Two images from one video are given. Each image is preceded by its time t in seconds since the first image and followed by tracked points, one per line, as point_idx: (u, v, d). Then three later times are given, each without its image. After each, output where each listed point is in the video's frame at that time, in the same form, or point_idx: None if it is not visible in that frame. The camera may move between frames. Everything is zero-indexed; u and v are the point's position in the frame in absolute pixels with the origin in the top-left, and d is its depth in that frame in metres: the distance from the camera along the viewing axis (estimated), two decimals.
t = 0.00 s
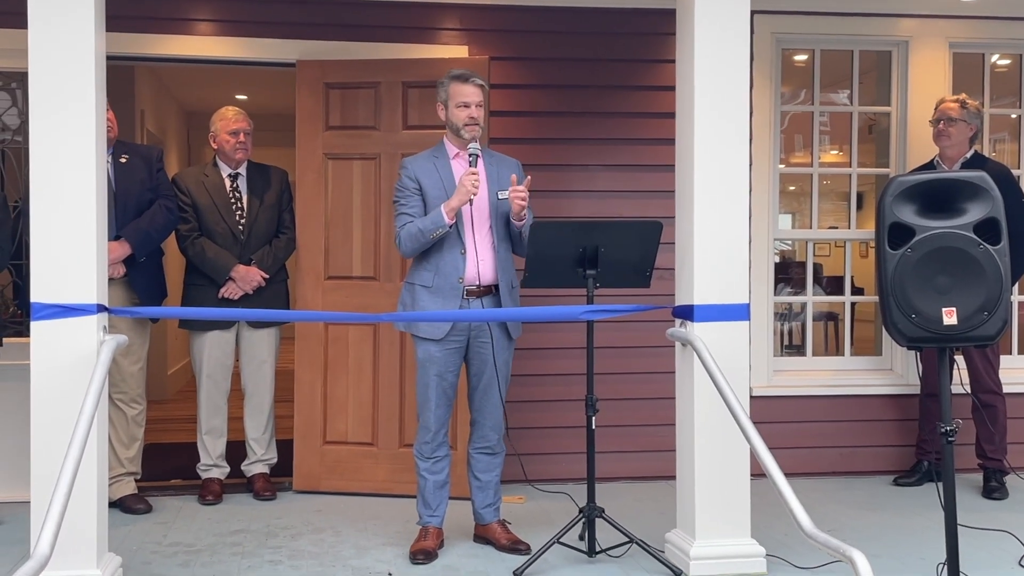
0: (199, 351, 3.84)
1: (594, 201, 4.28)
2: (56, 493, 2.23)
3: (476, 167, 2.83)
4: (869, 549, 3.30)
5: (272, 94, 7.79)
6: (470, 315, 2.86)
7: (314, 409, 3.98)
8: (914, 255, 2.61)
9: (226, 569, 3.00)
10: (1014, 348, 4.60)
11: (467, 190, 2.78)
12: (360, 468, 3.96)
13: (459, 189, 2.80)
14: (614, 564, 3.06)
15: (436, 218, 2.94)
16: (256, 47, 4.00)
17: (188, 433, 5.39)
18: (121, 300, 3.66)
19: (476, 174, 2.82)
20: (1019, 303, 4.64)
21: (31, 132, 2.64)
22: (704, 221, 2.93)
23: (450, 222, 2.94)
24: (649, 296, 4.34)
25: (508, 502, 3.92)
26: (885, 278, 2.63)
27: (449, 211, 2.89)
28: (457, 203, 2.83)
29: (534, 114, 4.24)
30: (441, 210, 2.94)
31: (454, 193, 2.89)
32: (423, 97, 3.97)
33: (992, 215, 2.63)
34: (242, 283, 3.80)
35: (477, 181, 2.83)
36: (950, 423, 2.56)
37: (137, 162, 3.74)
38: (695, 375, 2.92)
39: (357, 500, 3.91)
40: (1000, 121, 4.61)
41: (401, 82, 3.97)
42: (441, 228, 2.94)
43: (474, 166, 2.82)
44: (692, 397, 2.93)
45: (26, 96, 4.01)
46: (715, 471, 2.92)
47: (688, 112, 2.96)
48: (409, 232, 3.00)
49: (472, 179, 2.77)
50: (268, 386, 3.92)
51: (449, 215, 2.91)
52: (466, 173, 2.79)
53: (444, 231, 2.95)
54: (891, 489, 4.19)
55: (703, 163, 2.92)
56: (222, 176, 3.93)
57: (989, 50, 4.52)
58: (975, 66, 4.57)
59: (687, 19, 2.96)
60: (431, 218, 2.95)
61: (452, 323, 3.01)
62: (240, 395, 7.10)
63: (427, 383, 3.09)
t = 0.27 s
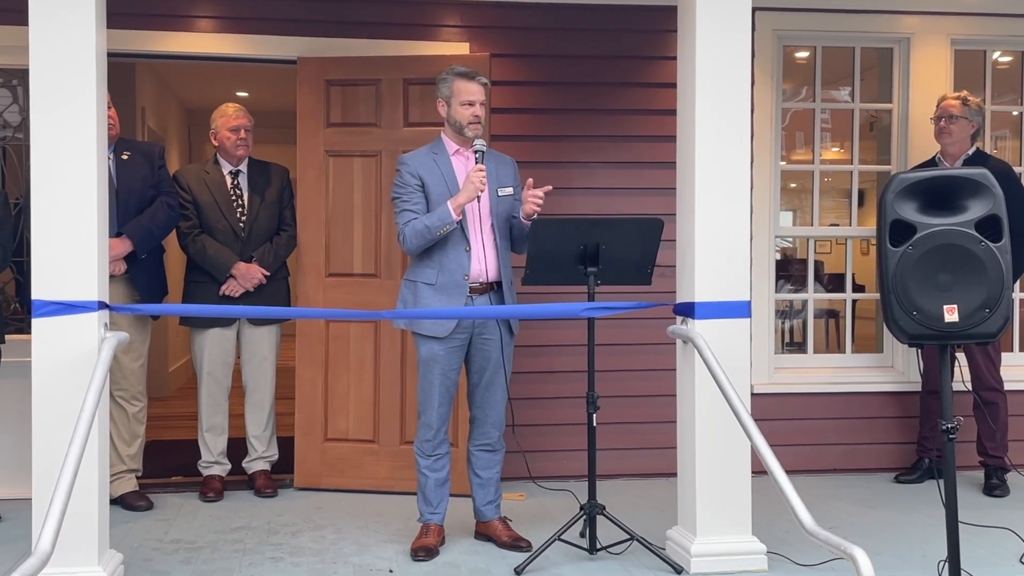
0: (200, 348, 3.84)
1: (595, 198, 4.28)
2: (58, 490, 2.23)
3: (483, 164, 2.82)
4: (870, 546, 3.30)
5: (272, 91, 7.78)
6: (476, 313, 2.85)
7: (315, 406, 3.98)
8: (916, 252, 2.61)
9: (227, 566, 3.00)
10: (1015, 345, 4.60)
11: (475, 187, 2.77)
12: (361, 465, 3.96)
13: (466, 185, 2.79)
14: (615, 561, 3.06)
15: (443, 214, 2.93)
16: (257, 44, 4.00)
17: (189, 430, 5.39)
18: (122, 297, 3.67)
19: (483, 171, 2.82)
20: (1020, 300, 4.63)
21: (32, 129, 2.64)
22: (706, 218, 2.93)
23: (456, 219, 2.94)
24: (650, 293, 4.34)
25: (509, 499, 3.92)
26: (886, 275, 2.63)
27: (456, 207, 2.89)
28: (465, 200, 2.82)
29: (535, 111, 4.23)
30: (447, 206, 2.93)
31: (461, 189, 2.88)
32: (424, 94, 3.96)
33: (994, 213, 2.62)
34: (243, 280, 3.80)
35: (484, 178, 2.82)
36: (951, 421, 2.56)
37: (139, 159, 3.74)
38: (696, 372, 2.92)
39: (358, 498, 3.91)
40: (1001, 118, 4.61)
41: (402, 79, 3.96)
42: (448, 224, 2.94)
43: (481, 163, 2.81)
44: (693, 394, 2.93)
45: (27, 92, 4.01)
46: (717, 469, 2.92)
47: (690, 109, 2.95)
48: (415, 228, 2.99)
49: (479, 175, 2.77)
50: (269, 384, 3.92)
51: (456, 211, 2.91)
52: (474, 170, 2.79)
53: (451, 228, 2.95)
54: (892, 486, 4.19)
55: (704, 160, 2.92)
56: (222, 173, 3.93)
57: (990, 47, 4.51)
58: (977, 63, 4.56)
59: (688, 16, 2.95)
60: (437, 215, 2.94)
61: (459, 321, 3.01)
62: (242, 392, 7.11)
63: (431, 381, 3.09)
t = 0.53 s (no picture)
0: (200, 346, 3.84)
1: (596, 196, 4.27)
2: (59, 487, 2.23)
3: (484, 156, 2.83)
4: (870, 544, 3.30)
5: (273, 88, 7.78)
6: (487, 310, 2.86)
7: (316, 403, 3.98)
8: (917, 250, 2.61)
9: (228, 563, 3.01)
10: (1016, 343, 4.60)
11: (479, 179, 2.78)
12: (362, 463, 3.96)
13: (470, 176, 2.79)
14: (616, 559, 3.06)
15: (449, 209, 2.91)
16: (257, 41, 3.99)
17: (190, 428, 5.39)
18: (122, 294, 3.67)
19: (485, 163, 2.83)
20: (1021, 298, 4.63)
21: (33, 127, 2.64)
22: (707, 216, 2.93)
23: (463, 212, 2.92)
24: (651, 291, 4.34)
25: (510, 497, 3.92)
26: (887, 272, 2.63)
27: (462, 200, 2.87)
28: (469, 191, 2.82)
29: (536, 109, 4.23)
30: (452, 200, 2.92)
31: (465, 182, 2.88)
32: (425, 91, 3.96)
33: (995, 210, 2.62)
34: (244, 278, 3.81)
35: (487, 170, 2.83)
36: (951, 418, 2.56)
37: (140, 156, 3.74)
38: (697, 370, 2.92)
39: (359, 495, 3.91)
40: (1002, 116, 4.60)
41: (402, 77, 3.96)
42: (455, 219, 2.92)
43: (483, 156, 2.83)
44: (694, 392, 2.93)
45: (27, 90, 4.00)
46: (718, 467, 2.92)
47: (691, 107, 2.95)
48: (421, 224, 2.97)
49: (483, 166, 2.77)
50: (270, 381, 3.92)
51: (462, 204, 2.89)
52: (477, 162, 2.79)
53: (457, 222, 2.93)
54: (892, 484, 4.19)
55: (705, 158, 2.92)
56: (223, 171, 3.93)
57: (992, 44, 4.50)
58: (978, 60, 4.56)
59: (689, 14, 2.95)
60: (443, 210, 2.93)
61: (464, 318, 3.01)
62: (242, 389, 7.11)
63: (434, 379, 3.09)
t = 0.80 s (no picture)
0: (201, 343, 3.84)
1: (597, 193, 4.27)
2: (60, 484, 2.23)
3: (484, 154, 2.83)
4: (871, 542, 3.30)
5: (273, 85, 7.77)
6: (489, 309, 2.86)
7: (317, 401, 3.98)
8: (919, 247, 2.61)
9: (229, 560, 3.01)
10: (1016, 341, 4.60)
11: (478, 177, 2.77)
12: (362, 461, 3.96)
13: (470, 174, 2.79)
14: (616, 556, 3.06)
15: (449, 207, 2.91)
16: (259, 39, 3.99)
17: (190, 426, 5.39)
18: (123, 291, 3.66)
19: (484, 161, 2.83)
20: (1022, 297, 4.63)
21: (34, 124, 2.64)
22: (708, 214, 2.92)
23: (463, 210, 2.91)
24: (652, 288, 4.34)
25: (510, 494, 3.93)
26: (889, 270, 2.63)
27: (461, 198, 2.86)
28: (469, 189, 2.81)
29: (537, 107, 4.22)
30: (452, 198, 2.91)
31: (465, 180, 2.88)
32: (426, 89, 3.96)
33: (996, 208, 2.62)
34: (245, 276, 3.80)
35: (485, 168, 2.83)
36: (953, 416, 2.56)
37: (141, 154, 3.74)
38: (698, 368, 2.92)
39: (360, 493, 3.92)
40: (1003, 114, 4.60)
41: (403, 74, 3.96)
42: (455, 216, 2.91)
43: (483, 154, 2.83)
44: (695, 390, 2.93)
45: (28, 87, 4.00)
46: (718, 465, 2.92)
47: (692, 105, 2.95)
48: (421, 223, 2.96)
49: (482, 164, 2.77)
50: (271, 379, 3.92)
51: (462, 202, 2.88)
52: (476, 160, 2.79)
53: (457, 220, 2.92)
54: (893, 482, 4.19)
55: (706, 156, 2.91)
56: (224, 168, 3.93)
57: (993, 43, 4.50)
58: (979, 58, 4.55)
59: (690, 12, 2.95)
60: (442, 207, 2.92)
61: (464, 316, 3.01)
62: (242, 388, 7.11)
63: (433, 377, 3.09)
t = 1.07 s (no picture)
0: (201, 341, 3.84)
1: (598, 191, 4.27)
2: (60, 482, 2.22)
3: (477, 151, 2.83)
4: (871, 540, 3.30)
5: (273, 84, 7.76)
6: (482, 307, 2.86)
7: (316, 399, 3.98)
8: (919, 246, 2.61)
9: (229, 558, 3.01)
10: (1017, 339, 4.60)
11: (469, 175, 2.78)
12: (362, 459, 3.96)
13: (460, 173, 2.79)
14: (616, 554, 3.06)
15: (440, 204, 2.92)
16: (259, 37, 3.99)
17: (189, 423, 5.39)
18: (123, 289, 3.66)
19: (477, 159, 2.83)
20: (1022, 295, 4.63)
21: (34, 122, 2.63)
22: (709, 212, 2.92)
23: (454, 208, 2.92)
24: (652, 287, 4.34)
25: (510, 493, 3.93)
26: (889, 268, 2.63)
27: (453, 196, 2.87)
28: (461, 188, 2.82)
29: (538, 105, 4.22)
30: (443, 196, 2.92)
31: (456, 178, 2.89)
32: (426, 87, 3.95)
33: (996, 207, 2.62)
34: (246, 274, 3.80)
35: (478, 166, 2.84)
36: (953, 414, 2.55)
37: (141, 152, 3.73)
38: (698, 366, 2.91)
39: (360, 491, 3.92)
40: (1004, 113, 4.60)
41: (404, 72, 3.95)
42: (446, 214, 2.92)
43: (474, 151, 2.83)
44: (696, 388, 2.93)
45: (28, 85, 4.00)
46: (718, 463, 2.92)
47: (692, 103, 2.95)
48: (412, 220, 2.97)
49: (473, 162, 2.78)
50: (271, 376, 3.91)
51: (453, 200, 2.89)
52: (468, 158, 2.79)
53: (449, 217, 2.93)
54: (893, 481, 4.19)
55: (707, 154, 2.91)
56: (224, 166, 3.92)
57: (994, 41, 4.50)
58: (979, 57, 4.55)
59: (691, 10, 2.94)
60: (434, 206, 2.93)
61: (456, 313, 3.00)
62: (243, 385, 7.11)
63: (430, 375, 3.09)
